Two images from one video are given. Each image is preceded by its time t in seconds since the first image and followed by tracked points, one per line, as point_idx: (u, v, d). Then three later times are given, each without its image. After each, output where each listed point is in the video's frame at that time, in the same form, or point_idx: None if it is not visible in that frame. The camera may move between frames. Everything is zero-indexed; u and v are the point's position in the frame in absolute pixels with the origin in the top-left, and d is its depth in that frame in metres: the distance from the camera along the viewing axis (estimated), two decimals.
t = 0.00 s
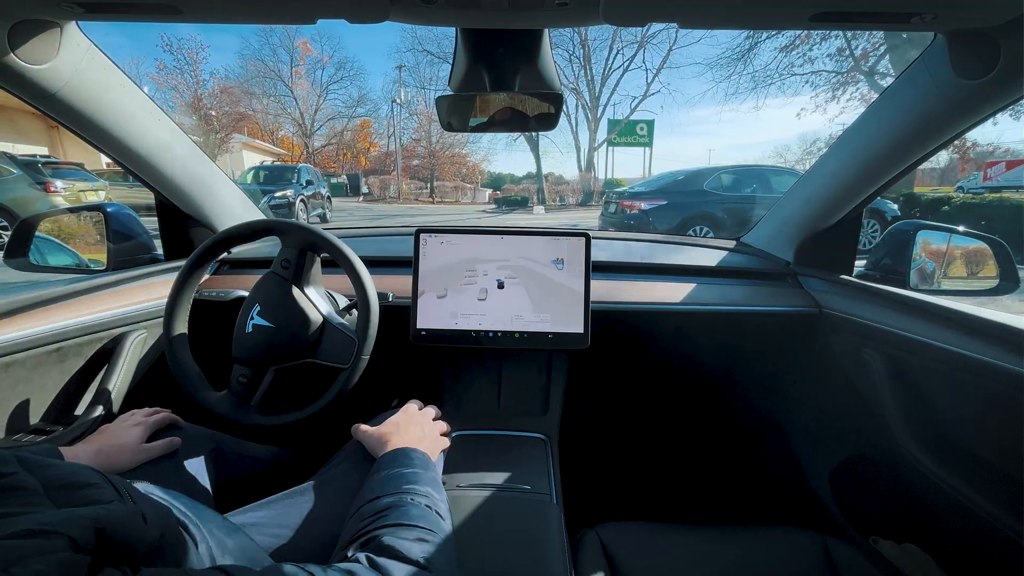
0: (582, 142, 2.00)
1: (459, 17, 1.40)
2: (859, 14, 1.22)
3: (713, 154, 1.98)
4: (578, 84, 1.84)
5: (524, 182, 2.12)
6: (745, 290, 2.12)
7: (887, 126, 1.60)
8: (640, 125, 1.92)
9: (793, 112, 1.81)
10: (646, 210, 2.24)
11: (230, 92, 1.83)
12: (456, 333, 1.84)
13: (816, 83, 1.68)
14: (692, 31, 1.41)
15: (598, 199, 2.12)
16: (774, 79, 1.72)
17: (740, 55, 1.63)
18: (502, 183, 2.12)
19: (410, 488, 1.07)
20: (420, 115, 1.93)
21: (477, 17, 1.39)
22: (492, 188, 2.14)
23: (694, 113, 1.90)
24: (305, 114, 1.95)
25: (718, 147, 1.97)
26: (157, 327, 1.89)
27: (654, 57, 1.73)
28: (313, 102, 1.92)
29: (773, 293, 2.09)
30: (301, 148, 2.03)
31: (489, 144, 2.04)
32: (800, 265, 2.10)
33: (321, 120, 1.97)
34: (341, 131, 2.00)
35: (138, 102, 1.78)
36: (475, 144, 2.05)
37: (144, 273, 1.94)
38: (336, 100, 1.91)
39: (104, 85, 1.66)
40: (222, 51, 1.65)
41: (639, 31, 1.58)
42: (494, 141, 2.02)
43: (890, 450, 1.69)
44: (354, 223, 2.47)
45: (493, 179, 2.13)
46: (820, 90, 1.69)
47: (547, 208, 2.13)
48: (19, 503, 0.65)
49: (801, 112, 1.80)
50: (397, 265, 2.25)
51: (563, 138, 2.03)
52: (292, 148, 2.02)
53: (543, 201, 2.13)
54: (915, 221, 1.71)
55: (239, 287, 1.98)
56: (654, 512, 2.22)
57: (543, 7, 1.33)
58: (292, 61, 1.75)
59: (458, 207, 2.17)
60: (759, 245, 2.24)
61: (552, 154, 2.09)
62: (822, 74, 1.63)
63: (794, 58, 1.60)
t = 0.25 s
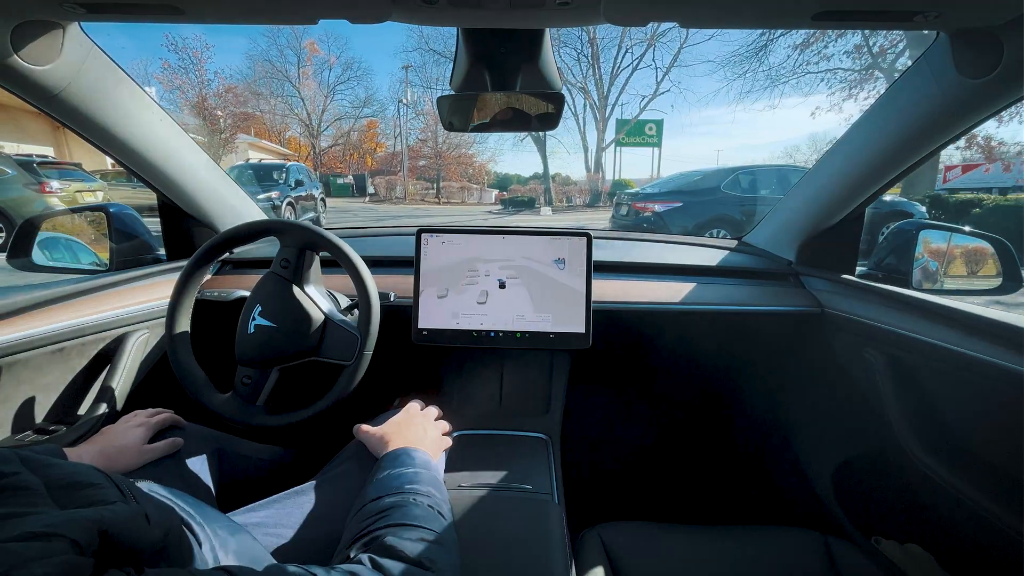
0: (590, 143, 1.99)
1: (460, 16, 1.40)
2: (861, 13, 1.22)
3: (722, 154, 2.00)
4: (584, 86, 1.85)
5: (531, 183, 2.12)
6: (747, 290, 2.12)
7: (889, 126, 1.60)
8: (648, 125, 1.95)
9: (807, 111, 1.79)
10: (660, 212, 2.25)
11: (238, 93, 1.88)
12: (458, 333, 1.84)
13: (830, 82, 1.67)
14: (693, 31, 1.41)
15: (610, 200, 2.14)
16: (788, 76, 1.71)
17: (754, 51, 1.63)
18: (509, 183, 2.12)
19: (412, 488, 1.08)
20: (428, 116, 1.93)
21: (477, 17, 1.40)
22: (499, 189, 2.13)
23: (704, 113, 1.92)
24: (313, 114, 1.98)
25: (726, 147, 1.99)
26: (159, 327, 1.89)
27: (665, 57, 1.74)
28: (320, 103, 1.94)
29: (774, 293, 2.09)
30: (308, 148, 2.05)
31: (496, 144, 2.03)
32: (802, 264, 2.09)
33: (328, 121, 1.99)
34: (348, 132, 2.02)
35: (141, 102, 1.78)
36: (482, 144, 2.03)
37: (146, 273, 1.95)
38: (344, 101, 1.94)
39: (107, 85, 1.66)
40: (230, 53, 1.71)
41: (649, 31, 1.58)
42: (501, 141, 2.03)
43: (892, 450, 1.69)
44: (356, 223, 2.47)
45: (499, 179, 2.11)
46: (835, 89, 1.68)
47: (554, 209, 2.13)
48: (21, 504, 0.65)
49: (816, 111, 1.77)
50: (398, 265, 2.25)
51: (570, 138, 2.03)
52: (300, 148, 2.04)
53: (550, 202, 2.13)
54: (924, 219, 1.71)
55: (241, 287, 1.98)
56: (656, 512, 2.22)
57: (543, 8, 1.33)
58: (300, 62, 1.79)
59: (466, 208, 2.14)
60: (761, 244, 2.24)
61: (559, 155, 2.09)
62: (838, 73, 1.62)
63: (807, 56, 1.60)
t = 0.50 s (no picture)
0: (598, 142, 1.97)
1: (464, 16, 1.40)
2: (863, 12, 1.22)
3: (729, 154, 1.95)
4: (592, 85, 1.84)
5: (538, 182, 2.10)
6: (748, 290, 2.11)
7: (892, 125, 1.60)
8: (657, 125, 1.90)
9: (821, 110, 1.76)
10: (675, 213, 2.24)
11: (245, 95, 1.89)
12: (459, 333, 1.84)
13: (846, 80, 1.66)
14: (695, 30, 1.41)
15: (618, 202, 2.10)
16: (802, 75, 1.70)
17: (768, 47, 1.60)
18: (515, 184, 2.09)
19: (413, 488, 1.08)
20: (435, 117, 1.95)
21: (479, 17, 1.40)
22: (505, 190, 2.11)
23: (716, 112, 1.90)
24: (319, 115, 1.98)
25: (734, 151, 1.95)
26: (161, 327, 1.90)
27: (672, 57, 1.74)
28: (326, 104, 1.95)
29: (776, 293, 2.08)
30: (314, 149, 2.04)
31: (502, 144, 2.06)
32: (804, 264, 2.09)
33: (334, 121, 2.00)
34: (354, 132, 2.01)
35: (142, 102, 1.79)
36: (488, 144, 2.06)
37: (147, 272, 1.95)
38: (350, 101, 1.94)
39: (109, 85, 1.67)
40: (237, 54, 1.72)
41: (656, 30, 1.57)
42: (507, 140, 2.04)
43: (894, 450, 1.68)
44: (358, 224, 2.47)
45: (505, 181, 2.10)
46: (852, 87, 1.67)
47: (561, 210, 2.13)
48: (22, 500, 0.65)
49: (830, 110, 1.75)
50: (400, 265, 2.25)
51: (576, 136, 1.99)
52: (306, 149, 2.03)
53: (557, 202, 2.13)
54: (926, 219, 1.70)
55: (242, 287, 1.99)
56: (657, 512, 2.22)
57: (544, 7, 1.33)
58: (307, 63, 1.80)
59: (472, 209, 2.17)
60: (763, 245, 2.24)
61: (565, 155, 2.05)
62: (854, 70, 1.61)
63: (822, 53, 1.58)
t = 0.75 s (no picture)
0: (605, 143, 1.99)
1: (464, 16, 1.40)
2: (864, 12, 1.22)
3: (739, 155, 1.96)
4: (600, 83, 1.83)
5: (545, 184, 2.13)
6: (749, 290, 2.11)
7: (893, 125, 1.59)
8: (666, 125, 1.95)
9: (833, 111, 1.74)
10: (690, 215, 2.26)
11: (253, 96, 1.91)
12: (460, 333, 1.84)
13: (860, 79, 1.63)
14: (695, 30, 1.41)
15: (628, 204, 2.17)
16: (817, 74, 1.67)
17: (783, 46, 1.58)
18: (522, 184, 2.12)
19: (414, 488, 1.08)
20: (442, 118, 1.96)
21: (480, 17, 1.40)
22: (512, 191, 2.13)
23: (726, 112, 1.89)
24: (326, 115, 2.01)
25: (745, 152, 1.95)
26: (162, 326, 1.90)
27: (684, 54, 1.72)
28: (333, 104, 1.98)
29: (777, 293, 2.08)
30: (321, 150, 2.09)
31: (509, 145, 2.07)
32: (805, 265, 2.09)
33: (341, 122, 2.03)
34: (361, 133, 2.05)
35: (146, 102, 1.79)
36: (495, 145, 2.07)
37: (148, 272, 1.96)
38: (357, 101, 1.97)
39: (111, 85, 1.67)
40: (245, 55, 1.74)
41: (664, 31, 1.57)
42: (514, 140, 2.05)
43: (895, 451, 1.68)
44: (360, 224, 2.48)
45: (513, 182, 2.11)
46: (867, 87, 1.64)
47: (568, 211, 2.13)
48: (23, 500, 0.65)
49: (843, 110, 1.73)
50: (402, 265, 2.26)
51: (585, 138, 2.00)
52: (314, 150, 2.09)
53: (564, 203, 2.14)
54: (928, 220, 1.70)
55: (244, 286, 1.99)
56: (658, 512, 2.22)
57: (545, 8, 1.33)
58: (314, 64, 1.81)
59: (478, 211, 2.13)
60: (763, 246, 2.24)
61: (572, 155, 2.05)
62: (871, 69, 1.58)
63: (836, 52, 1.55)
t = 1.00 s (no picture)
0: (615, 143, 1.96)
1: (465, 16, 1.40)
2: (865, 11, 1.21)
3: (747, 156, 1.92)
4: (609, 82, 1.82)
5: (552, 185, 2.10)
6: (750, 290, 2.11)
7: (895, 125, 1.59)
8: (676, 125, 1.90)
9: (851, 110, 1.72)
10: (706, 218, 2.24)
11: (259, 96, 1.90)
12: (461, 333, 1.84)
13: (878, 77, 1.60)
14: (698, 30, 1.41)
15: (637, 205, 2.12)
16: (835, 72, 1.63)
17: (799, 42, 1.53)
18: (529, 186, 2.10)
19: (414, 488, 1.08)
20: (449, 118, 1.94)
21: (481, 17, 1.40)
22: (519, 191, 2.12)
23: (737, 112, 1.85)
24: (333, 116, 2.01)
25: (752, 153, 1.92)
26: (164, 326, 1.90)
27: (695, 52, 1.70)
28: (341, 105, 1.97)
29: (778, 293, 2.08)
30: (328, 150, 2.10)
31: (516, 145, 2.03)
32: (807, 265, 2.08)
33: (348, 122, 2.03)
34: (368, 133, 2.04)
35: (148, 105, 1.80)
36: (502, 145, 2.05)
37: (149, 272, 1.96)
38: (364, 102, 1.96)
39: (113, 86, 1.67)
40: (251, 56, 1.72)
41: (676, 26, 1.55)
42: (521, 141, 2.01)
43: (897, 451, 1.68)
44: (362, 224, 2.48)
45: (520, 182, 2.11)
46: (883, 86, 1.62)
47: (576, 213, 2.12)
48: (23, 501, 0.65)
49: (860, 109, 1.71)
50: (403, 265, 2.26)
51: (592, 138, 1.96)
52: (321, 150, 2.10)
53: (571, 205, 2.12)
54: (929, 220, 1.70)
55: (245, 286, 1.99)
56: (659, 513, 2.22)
57: (546, 7, 1.33)
58: (321, 64, 1.80)
59: (485, 210, 2.17)
60: (764, 246, 2.23)
61: (579, 156, 2.02)
62: (890, 66, 1.55)
63: (854, 48, 1.52)
